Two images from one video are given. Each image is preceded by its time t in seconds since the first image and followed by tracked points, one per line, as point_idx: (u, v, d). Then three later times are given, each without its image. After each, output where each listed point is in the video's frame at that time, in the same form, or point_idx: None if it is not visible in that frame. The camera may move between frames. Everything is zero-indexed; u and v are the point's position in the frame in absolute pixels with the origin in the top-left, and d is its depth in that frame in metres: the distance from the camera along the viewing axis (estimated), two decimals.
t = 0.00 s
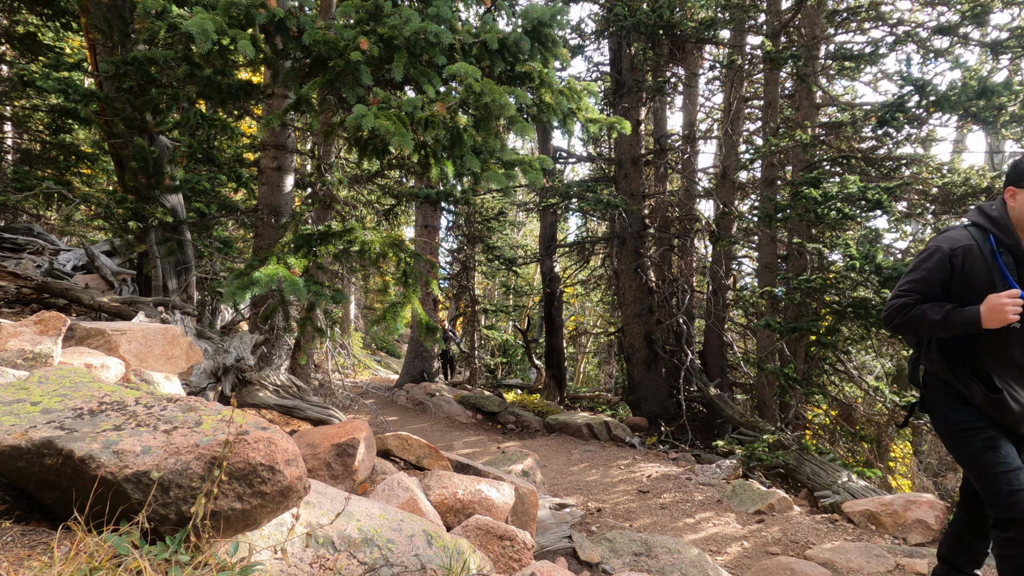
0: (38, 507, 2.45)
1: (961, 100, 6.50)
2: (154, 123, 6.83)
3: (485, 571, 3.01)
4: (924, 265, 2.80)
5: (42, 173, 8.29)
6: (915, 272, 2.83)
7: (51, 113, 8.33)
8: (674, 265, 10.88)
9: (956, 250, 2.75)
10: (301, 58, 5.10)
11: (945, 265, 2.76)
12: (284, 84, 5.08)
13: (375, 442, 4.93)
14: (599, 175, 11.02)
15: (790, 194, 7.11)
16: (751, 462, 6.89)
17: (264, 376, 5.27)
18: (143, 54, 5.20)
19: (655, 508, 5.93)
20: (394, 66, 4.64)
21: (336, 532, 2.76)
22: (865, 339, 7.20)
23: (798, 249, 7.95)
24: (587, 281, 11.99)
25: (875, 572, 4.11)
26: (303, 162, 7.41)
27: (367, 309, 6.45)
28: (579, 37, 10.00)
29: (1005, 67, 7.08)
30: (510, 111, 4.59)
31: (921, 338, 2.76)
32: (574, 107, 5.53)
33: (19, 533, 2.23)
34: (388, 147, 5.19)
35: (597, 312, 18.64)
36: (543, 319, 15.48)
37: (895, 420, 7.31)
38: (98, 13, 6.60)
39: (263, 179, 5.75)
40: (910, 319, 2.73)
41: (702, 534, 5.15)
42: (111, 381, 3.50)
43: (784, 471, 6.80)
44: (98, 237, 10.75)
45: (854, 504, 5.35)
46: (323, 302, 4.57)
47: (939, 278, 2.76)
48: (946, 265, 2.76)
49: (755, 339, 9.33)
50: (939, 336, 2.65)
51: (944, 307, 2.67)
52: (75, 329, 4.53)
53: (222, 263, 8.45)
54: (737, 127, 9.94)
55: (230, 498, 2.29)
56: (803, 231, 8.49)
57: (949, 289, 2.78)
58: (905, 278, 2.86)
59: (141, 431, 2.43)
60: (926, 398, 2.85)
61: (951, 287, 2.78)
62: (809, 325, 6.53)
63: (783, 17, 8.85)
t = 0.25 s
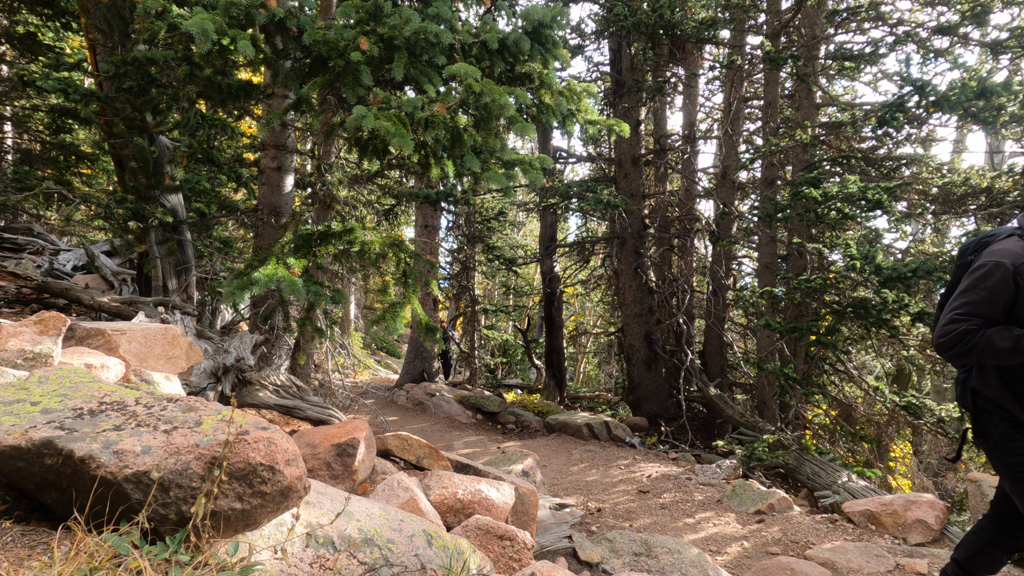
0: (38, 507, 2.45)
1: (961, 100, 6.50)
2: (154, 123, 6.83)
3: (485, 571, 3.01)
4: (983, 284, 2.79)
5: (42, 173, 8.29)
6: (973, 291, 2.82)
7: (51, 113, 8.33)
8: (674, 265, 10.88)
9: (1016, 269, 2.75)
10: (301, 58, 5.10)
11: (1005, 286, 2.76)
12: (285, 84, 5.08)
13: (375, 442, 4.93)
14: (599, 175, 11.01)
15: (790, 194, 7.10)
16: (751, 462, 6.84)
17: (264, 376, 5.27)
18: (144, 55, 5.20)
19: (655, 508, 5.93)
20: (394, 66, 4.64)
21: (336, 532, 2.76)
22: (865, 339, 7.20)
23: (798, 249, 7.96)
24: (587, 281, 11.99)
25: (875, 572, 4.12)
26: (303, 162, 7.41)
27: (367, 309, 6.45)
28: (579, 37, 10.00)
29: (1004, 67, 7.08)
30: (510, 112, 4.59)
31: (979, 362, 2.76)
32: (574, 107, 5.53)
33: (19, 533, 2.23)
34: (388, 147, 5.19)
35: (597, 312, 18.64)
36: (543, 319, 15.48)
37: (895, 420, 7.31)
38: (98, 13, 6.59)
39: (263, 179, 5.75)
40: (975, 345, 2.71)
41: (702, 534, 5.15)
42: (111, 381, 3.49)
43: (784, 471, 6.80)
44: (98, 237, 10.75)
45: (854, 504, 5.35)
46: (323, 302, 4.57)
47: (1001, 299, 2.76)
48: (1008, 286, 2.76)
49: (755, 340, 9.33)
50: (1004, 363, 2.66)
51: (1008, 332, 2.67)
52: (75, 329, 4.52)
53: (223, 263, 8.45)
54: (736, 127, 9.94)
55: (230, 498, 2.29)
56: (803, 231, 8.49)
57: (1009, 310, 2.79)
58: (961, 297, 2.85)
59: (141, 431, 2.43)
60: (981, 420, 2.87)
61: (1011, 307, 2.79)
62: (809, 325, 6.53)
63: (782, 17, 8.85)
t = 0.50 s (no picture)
0: (38, 507, 2.45)
1: (961, 100, 6.50)
2: (154, 123, 6.83)
3: (485, 571, 3.01)
4: None
5: (42, 173, 8.29)
6: None
7: (51, 113, 8.33)
8: (674, 265, 10.88)
9: None
10: (301, 58, 5.10)
11: None
12: (285, 85, 5.08)
13: (375, 442, 4.93)
14: (599, 175, 11.01)
15: (790, 194, 7.10)
16: (751, 462, 6.82)
17: (264, 376, 5.27)
18: (144, 55, 5.20)
19: (655, 508, 5.94)
20: (394, 66, 4.64)
21: (336, 532, 2.76)
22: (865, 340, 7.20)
23: (798, 249, 7.96)
24: (587, 281, 12.00)
25: (875, 572, 4.12)
26: (303, 162, 7.41)
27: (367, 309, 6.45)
28: (579, 37, 10.00)
29: (1004, 67, 7.08)
30: (510, 112, 4.59)
31: None
32: (573, 108, 5.53)
33: (19, 533, 2.23)
34: (388, 147, 5.18)
35: (597, 312, 18.65)
36: (543, 319, 15.47)
37: (895, 420, 7.31)
38: (98, 13, 6.59)
39: (263, 179, 5.75)
40: None
41: (702, 534, 5.15)
42: (112, 381, 3.49)
43: (784, 471, 6.80)
44: (98, 237, 10.75)
45: (854, 504, 5.35)
46: (323, 303, 4.57)
47: None
48: None
49: (755, 340, 9.33)
50: None
51: None
52: (75, 329, 4.52)
53: (222, 263, 8.45)
54: (736, 127, 9.94)
55: (230, 498, 2.29)
56: (803, 231, 8.49)
57: None
58: None
59: (141, 431, 2.43)
60: None
61: None
62: (809, 325, 6.53)
63: (782, 17, 8.85)
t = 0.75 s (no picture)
0: (38, 507, 2.45)
1: (961, 100, 6.50)
2: (154, 123, 6.83)
3: (485, 571, 3.01)
4: None
5: (43, 173, 8.29)
6: None
7: (51, 113, 8.33)
8: (674, 265, 10.88)
9: None
10: (301, 58, 5.10)
11: None
12: (285, 85, 5.08)
13: (375, 442, 4.93)
14: (599, 175, 11.01)
15: (790, 194, 7.10)
16: (751, 462, 6.81)
17: (264, 376, 5.28)
18: (144, 55, 5.20)
19: (655, 508, 5.94)
20: (395, 66, 4.64)
21: (336, 532, 2.76)
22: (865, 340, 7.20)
23: (798, 249, 7.97)
24: (587, 281, 12.00)
25: (875, 572, 4.13)
26: (303, 162, 7.41)
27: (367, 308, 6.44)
28: (579, 37, 10.00)
29: (1004, 67, 7.08)
30: (510, 112, 4.58)
31: None
32: (573, 107, 5.53)
33: (19, 533, 2.23)
34: (388, 147, 5.19)
35: (597, 312, 18.65)
36: (543, 319, 15.48)
37: (895, 420, 7.31)
38: (98, 13, 6.59)
39: (263, 179, 5.75)
40: None
41: (702, 534, 5.15)
42: (111, 381, 3.49)
43: (784, 471, 6.80)
44: (98, 237, 10.74)
45: (854, 504, 5.34)
46: (323, 303, 4.57)
47: None
48: None
49: (755, 340, 9.32)
50: None
51: None
52: (75, 329, 4.52)
53: (223, 263, 8.45)
54: (736, 127, 9.94)
55: (230, 498, 2.29)
56: (803, 231, 8.49)
57: None
58: None
59: (141, 431, 2.43)
60: None
61: None
62: (809, 325, 6.53)
63: (782, 17, 8.84)
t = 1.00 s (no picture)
0: (38, 507, 2.45)
1: (961, 100, 6.50)
2: (154, 123, 6.83)
3: (485, 571, 3.01)
4: None
5: (43, 173, 8.29)
6: None
7: (51, 113, 8.33)
8: (674, 265, 10.88)
9: None
10: (301, 58, 5.10)
11: None
12: (285, 84, 5.07)
13: (375, 442, 4.93)
14: (599, 175, 11.01)
15: (790, 194, 7.10)
16: (751, 462, 6.81)
17: (264, 376, 5.28)
18: (144, 55, 5.20)
19: (655, 508, 5.94)
20: (395, 66, 4.64)
21: (336, 532, 2.76)
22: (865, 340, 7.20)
23: (798, 249, 7.97)
24: (587, 281, 12.00)
25: (875, 572, 4.13)
26: (303, 162, 7.41)
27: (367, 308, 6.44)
28: (579, 37, 9.99)
29: (1005, 67, 7.08)
30: (510, 112, 4.58)
31: None
32: (574, 107, 5.53)
33: (19, 533, 2.23)
34: (388, 147, 5.19)
35: (597, 312, 18.65)
36: (543, 319, 15.48)
37: (895, 420, 7.31)
38: (98, 13, 6.59)
39: (263, 179, 5.75)
40: None
41: (702, 534, 5.15)
42: (111, 381, 3.49)
43: (784, 471, 6.80)
44: (98, 237, 10.74)
45: (854, 504, 5.34)
46: (323, 302, 4.57)
47: None
48: None
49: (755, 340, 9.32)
50: None
51: None
52: (75, 329, 4.52)
53: (223, 263, 8.45)
54: (736, 127, 9.94)
55: (230, 498, 2.29)
56: (804, 231, 8.49)
57: None
58: None
59: (141, 431, 2.43)
60: None
61: None
62: (809, 325, 6.52)
63: (782, 17, 8.84)
